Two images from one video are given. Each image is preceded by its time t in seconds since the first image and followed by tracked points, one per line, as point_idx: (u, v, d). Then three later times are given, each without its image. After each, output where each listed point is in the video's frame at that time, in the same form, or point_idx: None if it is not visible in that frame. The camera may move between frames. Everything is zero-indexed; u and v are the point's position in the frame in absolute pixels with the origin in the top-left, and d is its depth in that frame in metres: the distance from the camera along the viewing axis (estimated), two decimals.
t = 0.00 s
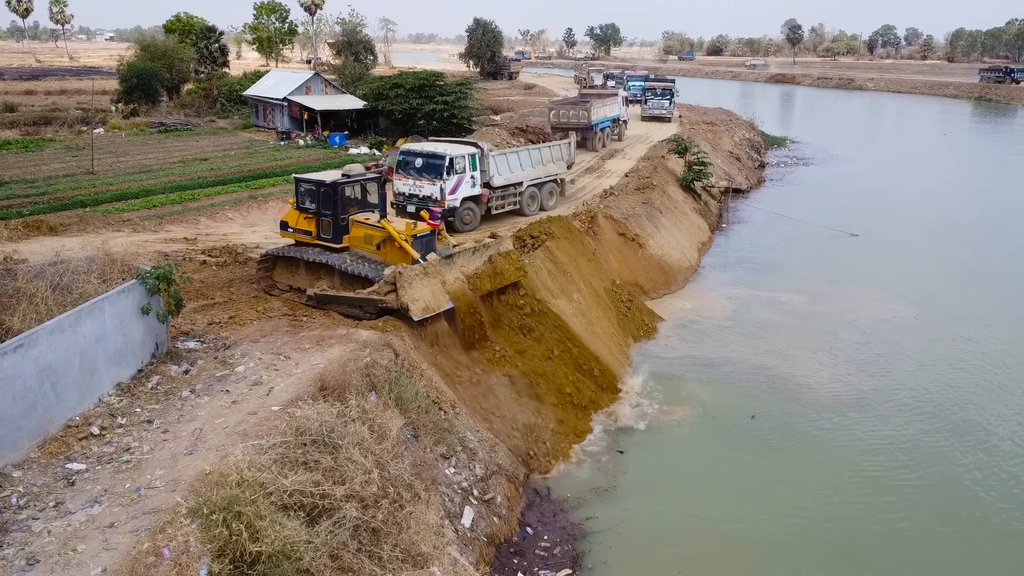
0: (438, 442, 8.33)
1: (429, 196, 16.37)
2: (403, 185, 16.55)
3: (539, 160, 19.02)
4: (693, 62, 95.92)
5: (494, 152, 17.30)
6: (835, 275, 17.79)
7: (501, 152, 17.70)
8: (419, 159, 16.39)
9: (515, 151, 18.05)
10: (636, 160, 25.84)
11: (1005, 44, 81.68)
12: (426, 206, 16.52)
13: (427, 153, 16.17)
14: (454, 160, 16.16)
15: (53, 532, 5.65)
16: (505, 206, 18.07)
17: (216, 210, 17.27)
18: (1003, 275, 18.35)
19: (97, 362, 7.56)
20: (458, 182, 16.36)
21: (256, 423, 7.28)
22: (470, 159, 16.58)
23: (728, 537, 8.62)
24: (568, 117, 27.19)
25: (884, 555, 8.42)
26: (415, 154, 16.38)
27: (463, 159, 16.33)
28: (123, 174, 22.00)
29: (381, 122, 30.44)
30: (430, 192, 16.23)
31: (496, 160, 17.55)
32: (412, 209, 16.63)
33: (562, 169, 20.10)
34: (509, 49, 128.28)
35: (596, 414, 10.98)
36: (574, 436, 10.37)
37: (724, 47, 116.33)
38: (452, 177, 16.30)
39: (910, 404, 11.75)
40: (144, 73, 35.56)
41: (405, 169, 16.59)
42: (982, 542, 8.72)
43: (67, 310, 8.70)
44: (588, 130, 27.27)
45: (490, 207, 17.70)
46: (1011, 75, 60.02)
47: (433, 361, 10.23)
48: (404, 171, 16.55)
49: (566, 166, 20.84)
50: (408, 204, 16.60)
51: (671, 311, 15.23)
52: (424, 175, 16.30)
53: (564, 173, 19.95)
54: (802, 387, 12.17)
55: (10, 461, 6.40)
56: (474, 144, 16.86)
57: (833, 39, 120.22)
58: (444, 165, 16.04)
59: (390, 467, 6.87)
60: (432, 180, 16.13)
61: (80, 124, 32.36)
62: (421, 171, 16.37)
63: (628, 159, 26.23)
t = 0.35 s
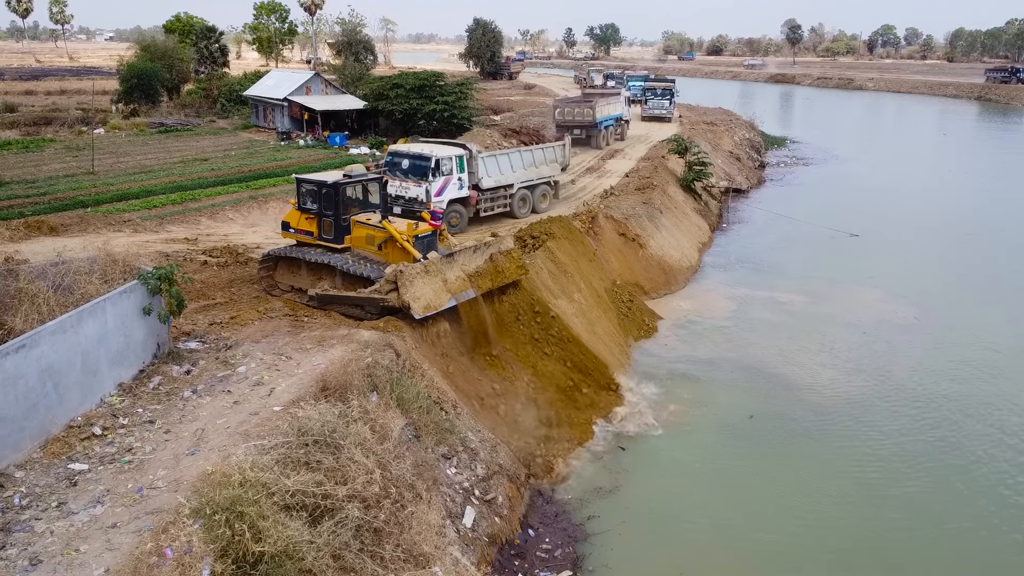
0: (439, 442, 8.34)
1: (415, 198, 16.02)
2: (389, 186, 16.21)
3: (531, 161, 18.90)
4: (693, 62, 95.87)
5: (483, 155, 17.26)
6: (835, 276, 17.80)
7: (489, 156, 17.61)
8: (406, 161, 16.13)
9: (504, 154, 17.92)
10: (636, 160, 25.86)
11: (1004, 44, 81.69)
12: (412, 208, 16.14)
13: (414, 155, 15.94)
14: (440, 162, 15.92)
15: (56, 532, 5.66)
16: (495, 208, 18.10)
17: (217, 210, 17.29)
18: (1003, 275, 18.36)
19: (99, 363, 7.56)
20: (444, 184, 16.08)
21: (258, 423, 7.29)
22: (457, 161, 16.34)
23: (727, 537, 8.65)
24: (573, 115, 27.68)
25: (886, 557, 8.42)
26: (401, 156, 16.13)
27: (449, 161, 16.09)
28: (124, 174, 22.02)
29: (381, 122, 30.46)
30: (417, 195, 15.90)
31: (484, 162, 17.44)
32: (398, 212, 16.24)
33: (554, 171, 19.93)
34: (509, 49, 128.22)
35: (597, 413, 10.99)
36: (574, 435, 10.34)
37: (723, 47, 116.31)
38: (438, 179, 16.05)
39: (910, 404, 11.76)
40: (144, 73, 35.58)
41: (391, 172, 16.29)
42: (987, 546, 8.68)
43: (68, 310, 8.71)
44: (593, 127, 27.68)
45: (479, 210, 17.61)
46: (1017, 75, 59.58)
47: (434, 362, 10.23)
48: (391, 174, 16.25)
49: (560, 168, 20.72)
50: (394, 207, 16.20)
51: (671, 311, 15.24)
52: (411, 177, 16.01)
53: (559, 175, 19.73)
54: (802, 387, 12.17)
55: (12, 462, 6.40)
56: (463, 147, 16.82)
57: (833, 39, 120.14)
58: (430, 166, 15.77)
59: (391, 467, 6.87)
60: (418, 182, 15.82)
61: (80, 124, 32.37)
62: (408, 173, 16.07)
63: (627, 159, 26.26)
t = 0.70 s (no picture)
0: (439, 442, 8.34)
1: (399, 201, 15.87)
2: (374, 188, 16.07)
3: (521, 163, 18.73)
4: (693, 62, 95.80)
5: (469, 157, 17.00)
6: (835, 276, 17.79)
7: (476, 157, 17.36)
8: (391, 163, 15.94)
9: (491, 155, 17.65)
10: (636, 160, 25.87)
11: (1005, 44, 81.62)
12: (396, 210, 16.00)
13: (398, 157, 15.70)
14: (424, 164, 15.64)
15: (57, 533, 5.67)
16: (482, 210, 17.82)
17: (217, 211, 17.29)
18: (1003, 275, 18.35)
19: (99, 363, 7.57)
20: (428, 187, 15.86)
21: (259, 423, 7.29)
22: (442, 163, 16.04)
23: (727, 537, 8.65)
24: (574, 115, 28.05)
25: (886, 558, 8.41)
26: (386, 158, 15.92)
27: (434, 164, 15.80)
28: (124, 174, 22.02)
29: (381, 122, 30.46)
30: (400, 197, 15.70)
31: (471, 164, 17.20)
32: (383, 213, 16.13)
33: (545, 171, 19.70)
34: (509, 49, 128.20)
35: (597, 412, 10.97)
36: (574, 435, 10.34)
37: (723, 47, 116.25)
38: (423, 182, 15.82)
39: (910, 404, 11.76)
40: (144, 73, 35.58)
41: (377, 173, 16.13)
42: (988, 547, 8.66)
43: (69, 311, 8.72)
44: (596, 125, 28.06)
45: (465, 212, 17.43)
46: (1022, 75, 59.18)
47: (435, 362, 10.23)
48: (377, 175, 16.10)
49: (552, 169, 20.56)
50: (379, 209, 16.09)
51: (671, 311, 15.24)
52: (395, 180, 15.84)
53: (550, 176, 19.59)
54: (803, 387, 12.17)
55: (13, 462, 6.40)
56: (449, 149, 16.53)
57: (834, 39, 120.01)
58: (413, 169, 15.54)
59: (391, 468, 6.86)
60: (401, 185, 15.64)
61: (80, 124, 32.38)
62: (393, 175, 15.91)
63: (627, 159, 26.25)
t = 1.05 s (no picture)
0: (439, 442, 8.34)
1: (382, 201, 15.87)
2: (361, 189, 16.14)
3: (510, 164, 18.60)
4: (694, 62, 95.73)
5: (454, 157, 16.87)
6: (835, 275, 17.79)
7: (462, 156, 17.25)
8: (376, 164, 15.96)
9: (478, 154, 17.53)
10: (636, 160, 25.86)
11: (1004, 43, 81.56)
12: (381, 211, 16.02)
13: (381, 157, 15.70)
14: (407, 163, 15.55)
15: (57, 532, 5.68)
16: (469, 212, 17.72)
17: (217, 210, 17.30)
18: (1003, 275, 18.35)
19: (99, 362, 7.58)
20: (412, 186, 15.77)
21: (258, 423, 7.30)
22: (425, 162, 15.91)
23: (726, 535, 8.67)
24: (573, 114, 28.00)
25: (885, 557, 8.42)
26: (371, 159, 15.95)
27: (416, 163, 15.70)
28: (123, 174, 22.02)
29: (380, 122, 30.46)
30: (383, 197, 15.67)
31: (456, 164, 17.11)
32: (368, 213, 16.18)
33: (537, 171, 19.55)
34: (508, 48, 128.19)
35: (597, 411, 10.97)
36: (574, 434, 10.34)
37: (723, 47, 116.20)
38: (407, 181, 15.74)
39: (910, 403, 11.76)
40: (144, 73, 35.58)
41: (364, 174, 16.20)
42: (987, 546, 8.66)
43: (69, 311, 8.72)
44: (601, 124, 28.04)
45: (452, 213, 17.33)
46: None
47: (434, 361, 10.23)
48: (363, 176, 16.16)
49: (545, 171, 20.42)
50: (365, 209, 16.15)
51: (671, 311, 15.25)
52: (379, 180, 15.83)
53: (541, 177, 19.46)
54: (802, 387, 12.17)
55: (13, 461, 6.41)
56: (434, 149, 16.34)
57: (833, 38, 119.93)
58: (396, 168, 15.47)
59: (391, 467, 6.87)
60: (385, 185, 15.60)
61: (80, 124, 32.39)
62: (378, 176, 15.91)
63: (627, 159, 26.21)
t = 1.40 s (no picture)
0: (438, 440, 8.35)
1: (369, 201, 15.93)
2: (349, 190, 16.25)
3: (501, 165, 18.58)
4: (693, 62, 95.67)
5: (441, 158, 16.89)
6: (834, 275, 17.80)
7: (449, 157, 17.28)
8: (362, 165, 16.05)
9: (465, 155, 17.55)
10: (635, 160, 25.86)
11: (1004, 43, 81.47)
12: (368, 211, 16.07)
13: (366, 158, 15.80)
14: (392, 164, 15.60)
15: (57, 530, 5.68)
16: (456, 212, 17.66)
17: (216, 210, 17.30)
18: (1003, 275, 18.34)
19: (99, 361, 7.59)
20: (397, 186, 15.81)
21: (257, 422, 7.30)
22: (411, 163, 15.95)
23: (725, 532, 8.68)
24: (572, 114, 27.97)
25: (883, 555, 8.43)
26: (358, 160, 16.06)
27: (400, 164, 15.74)
28: (123, 174, 22.03)
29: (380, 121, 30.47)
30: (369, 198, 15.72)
31: (444, 165, 17.14)
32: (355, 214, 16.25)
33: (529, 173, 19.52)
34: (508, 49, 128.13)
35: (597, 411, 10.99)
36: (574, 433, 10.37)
37: (723, 47, 116.17)
38: (392, 182, 15.78)
39: (909, 403, 11.76)
40: (143, 73, 35.59)
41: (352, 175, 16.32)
42: (984, 545, 8.68)
43: (68, 310, 8.73)
44: (601, 123, 28.03)
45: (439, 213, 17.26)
46: None
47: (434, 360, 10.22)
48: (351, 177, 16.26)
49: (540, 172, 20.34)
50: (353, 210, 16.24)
51: (670, 310, 15.25)
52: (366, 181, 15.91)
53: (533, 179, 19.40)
54: (801, 386, 12.17)
55: (12, 460, 6.42)
56: (421, 150, 16.39)
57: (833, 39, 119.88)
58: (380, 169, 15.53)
59: (391, 466, 6.88)
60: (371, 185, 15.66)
61: (80, 124, 32.38)
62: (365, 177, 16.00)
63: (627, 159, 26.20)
